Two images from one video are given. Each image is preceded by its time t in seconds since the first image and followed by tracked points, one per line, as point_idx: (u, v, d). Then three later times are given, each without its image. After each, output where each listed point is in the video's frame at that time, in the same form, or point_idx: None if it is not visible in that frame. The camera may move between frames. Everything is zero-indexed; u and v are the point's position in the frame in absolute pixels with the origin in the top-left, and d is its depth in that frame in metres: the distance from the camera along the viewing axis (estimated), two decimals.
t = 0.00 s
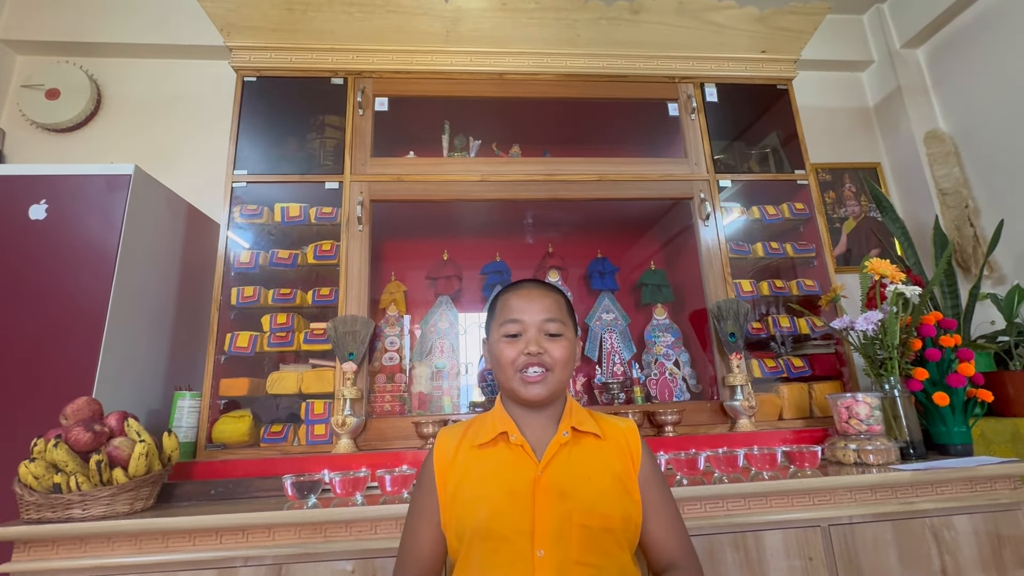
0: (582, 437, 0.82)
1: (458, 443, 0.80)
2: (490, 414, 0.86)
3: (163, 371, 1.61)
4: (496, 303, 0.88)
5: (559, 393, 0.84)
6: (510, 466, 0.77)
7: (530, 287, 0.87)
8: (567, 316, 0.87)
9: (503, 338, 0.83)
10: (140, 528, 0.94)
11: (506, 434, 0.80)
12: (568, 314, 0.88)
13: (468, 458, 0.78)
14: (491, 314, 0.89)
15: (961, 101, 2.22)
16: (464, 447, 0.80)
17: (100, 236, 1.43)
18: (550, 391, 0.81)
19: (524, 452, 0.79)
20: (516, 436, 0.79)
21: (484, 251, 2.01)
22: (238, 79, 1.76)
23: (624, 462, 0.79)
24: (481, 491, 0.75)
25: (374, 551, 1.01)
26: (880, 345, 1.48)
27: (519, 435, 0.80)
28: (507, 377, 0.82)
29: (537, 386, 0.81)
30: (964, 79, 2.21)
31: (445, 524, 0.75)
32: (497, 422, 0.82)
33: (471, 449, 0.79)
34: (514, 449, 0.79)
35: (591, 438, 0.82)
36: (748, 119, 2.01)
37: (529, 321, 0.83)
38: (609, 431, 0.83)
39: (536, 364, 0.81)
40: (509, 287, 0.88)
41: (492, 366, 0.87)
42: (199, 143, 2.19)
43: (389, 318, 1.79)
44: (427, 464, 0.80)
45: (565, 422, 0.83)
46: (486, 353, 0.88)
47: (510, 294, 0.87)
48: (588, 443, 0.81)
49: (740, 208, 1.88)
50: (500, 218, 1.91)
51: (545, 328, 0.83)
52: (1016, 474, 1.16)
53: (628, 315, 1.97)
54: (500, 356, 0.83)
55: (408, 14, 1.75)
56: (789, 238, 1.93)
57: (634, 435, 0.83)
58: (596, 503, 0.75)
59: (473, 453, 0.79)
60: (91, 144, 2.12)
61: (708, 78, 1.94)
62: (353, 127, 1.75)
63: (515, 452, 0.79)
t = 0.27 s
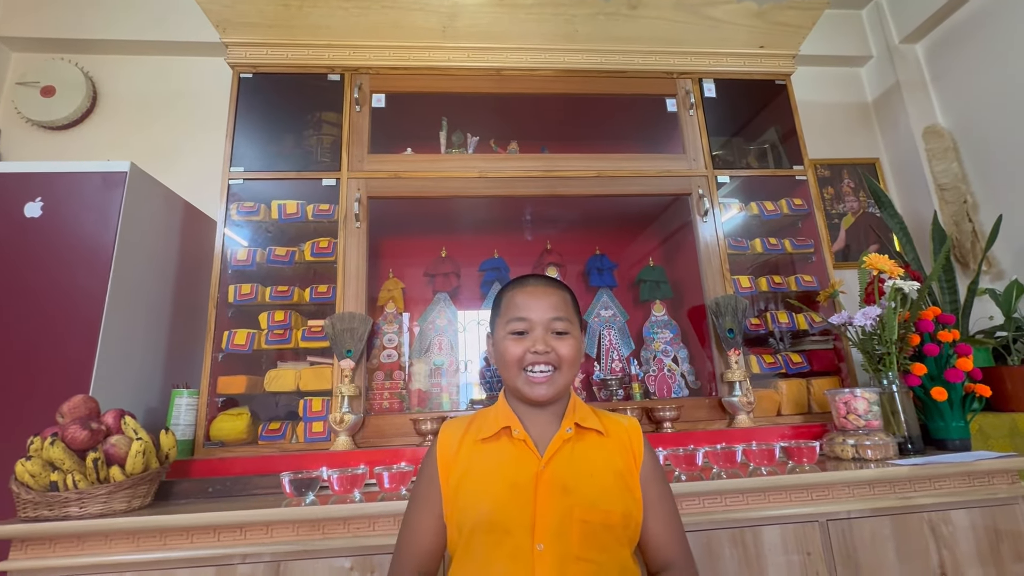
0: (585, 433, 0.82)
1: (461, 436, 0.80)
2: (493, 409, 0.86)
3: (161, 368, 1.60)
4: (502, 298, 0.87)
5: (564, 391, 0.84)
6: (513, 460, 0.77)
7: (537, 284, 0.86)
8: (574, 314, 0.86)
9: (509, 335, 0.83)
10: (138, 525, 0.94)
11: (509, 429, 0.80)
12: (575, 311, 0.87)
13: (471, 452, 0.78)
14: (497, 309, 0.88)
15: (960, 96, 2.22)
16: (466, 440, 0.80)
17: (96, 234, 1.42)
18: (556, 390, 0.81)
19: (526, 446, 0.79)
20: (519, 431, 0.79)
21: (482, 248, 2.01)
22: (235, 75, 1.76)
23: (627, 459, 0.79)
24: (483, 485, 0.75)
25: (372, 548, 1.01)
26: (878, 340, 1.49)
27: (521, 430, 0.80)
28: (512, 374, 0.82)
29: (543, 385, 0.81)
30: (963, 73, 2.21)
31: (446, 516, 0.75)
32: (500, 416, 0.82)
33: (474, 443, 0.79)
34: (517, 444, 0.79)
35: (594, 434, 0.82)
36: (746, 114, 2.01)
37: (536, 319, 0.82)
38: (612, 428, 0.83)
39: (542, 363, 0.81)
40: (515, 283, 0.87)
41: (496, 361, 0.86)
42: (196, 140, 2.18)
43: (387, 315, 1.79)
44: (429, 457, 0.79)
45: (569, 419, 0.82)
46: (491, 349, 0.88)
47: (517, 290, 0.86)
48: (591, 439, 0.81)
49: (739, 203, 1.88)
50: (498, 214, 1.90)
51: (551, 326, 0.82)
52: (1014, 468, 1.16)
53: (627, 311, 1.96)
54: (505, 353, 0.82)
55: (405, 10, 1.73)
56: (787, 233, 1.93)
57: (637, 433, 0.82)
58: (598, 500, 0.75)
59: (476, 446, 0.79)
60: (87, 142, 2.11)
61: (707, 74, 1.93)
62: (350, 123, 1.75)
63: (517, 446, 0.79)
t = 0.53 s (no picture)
0: (582, 432, 0.82)
1: (459, 431, 0.81)
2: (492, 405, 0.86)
3: (158, 366, 1.60)
4: (504, 294, 0.87)
5: (564, 389, 0.84)
6: (509, 456, 0.78)
7: (539, 281, 0.85)
8: (575, 312, 0.86)
9: (510, 331, 0.83)
10: (136, 522, 0.95)
11: (507, 425, 0.81)
12: (576, 309, 0.87)
13: (469, 447, 0.78)
14: (498, 305, 0.88)
15: (958, 92, 2.22)
16: (464, 436, 0.80)
17: (92, 231, 1.42)
18: (555, 387, 0.81)
19: (524, 443, 0.79)
20: (516, 428, 0.80)
21: (480, 245, 2.01)
22: (230, 72, 1.75)
23: (623, 458, 0.79)
24: (480, 480, 0.75)
25: (369, 545, 1.01)
26: (875, 336, 1.49)
27: (519, 427, 0.80)
28: (512, 370, 0.82)
29: (543, 382, 0.81)
30: (961, 69, 2.20)
31: (443, 510, 0.75)
32: (498, 412, 0.82)
33: (472, 438, 0.80)
34: (514, 441, 0.79)
35: (591, 433, 0.82)
36: (744, 110, 2.00)
37: (537, 316, 0.82)
38: (609, 428, 0.83)
39: (542, 360, 0.80)
40: (517, 280, 0.87)
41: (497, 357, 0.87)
42: (192, 137, 2.17)
43: (385, 313, 1.79)
44: (428, 451, 0.79)
45: (567, 417, 0.82)
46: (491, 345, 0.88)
47: (519, 286, 0.86)
48: (588, 438, 0.81)
49: (737, 200, 1.88)
50: (496, 211, 1.90)
51: (553, 323, 0.82)
52: (1010, 463, 1.17)
53: (625, 308, 1.96)
54: (505, 350, 0.82)
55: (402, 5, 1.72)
56: (785, 229, 1.93)
57: (635, 433, 0.82)
58: (593, 498, 0.75)
59: (474, 441, 0.79)
60: (83, 139, 2.10)
61: (704, 70, 1.93)
62: (347, 120, 1.74)
63: (514, 443, 0.79)
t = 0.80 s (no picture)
0: (578, 427, 0.82)
1: (456, 429, 0.81)
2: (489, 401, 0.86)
3: (157, 362, 1.60)
4: (502, 291, 0.87)
5: (561, 385, 0.84)
6: (506, 453, 0.78)
7: (538, 278, 0.86)
8: (573, 309, 0.86)
9: (509, 327, 0.83)
10: (135, 518, 0.95)
11: (503, 422, 0.81)
12: (574, 306, 0.87)
13: (465, 445, 0.79)
14: (496, 301, 0.88)
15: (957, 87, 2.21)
16: (461, 433, 0.80)
17: (89, 228, 1.41)
18: (553, 383, 0.81)
19: (520, 440, 0.79)
20: (512, 424, 0.80)
21: (478, 241, 2.01)
22: (228, 67, 1.74)
23: (619, 453, 0.79)
24: (477, 477, 0.75)
25: (368, 539, 1.02)
26: (873, 331, 1.49)
27: (515, 423, 0.80)
28: (510, 366, 0.82)
29: (541, 377, 0.81)
30: (960, 63, 2.20)
31: (441, 508, 0.75)
32: (495, 409, 0.82)
33: (468, 436, 0.80)
34: (511, 437, 0.79)
35: (588, 429, 0.82)
36: (743, 106, 2.00)
37: (536, 312, 0.82)
38: (605, 423, 0.83)
39: (541, 355, 0.80)
40: (516, 276, 0.87)
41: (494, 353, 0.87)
42: (189, 133, 2.16)
43: (384, 309, 1.78)
44: (425, 451, 0.80)
45: (563, 412, 0.82)
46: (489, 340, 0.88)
47: (517, 283, 0.86)
48: (584, 433, 0.81)
49: (735, 195, 1.88)
50: (495, 207, 1.90)
51: (551, 319, 0.82)
52: (1007, 457, 1.17)
53: (623, 304, 1.96)
54: (503, 345, 0.83)
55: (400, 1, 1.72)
56: (784, 225, 1.93)
57: (631, 427, 0.83)
58: (590, 493, 0.75)
59: (470, 439, 0.79)
60: (79, 135, 2.10)
61: (703, 65, 1.93)
62: (345, 116, 1.74)
63: (511, 439, 0.79)
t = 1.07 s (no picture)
0: (572, 415, 0.82)
1: (449, 421, 0.80)
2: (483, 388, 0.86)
3: (151, 355, 1.60)
4: (504, 277, 0.87)
5: (554, 375, 0.83)
6: (501, 442, 0.77)
7: (542, 268, 0.86)
8: (573, 301, 0.86)
9: (508, 312, 0.83)
10: (129, 510, 0.94)
11: (497, 412, 0.80)
12: (574, 300, 0.87)
13: (459, 437, 0.78)
14: (497, 288, 0.88)
15: (956, 78, 2.20)
16: (455, 425, 0.80)
17: (81, 219, 1.40)
18: (546, 372, 0.81)
19: (515, 429, 0.79)
20: (507, 414, 0.79)
21: (475, 233, 2.00)
22: (221, 57, 1.72)
23: (614, 439, 0.79)
24: (473, 468, 0.75)
25: (364, 531, 1.01)
26: (870, 322, 1.48)
27: (510, 412, 0.80)
28: (505, 351, 0.82)
29: (535, 365, 0.80)
30: (960, 55, 2.19)
31: (437, 500, 0.75)
32: (489, 398, 0.82)
33: (462, 428, 0.79)
34: (505, 427, 0.79)
35: (582, 416, 0.82)
36: (741, 97, 1.99)
37: (536, 300, 0.82)
38: (600, 410, 0.83)
39: (536, 343, 0.80)
40: (520, 264, 0.87)
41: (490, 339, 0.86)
42: (182, 125, 2.14)
43: (379, 301, 1.78)
44: (418, 445, 0.79)
45: (557, 401, 0.82)
46: (487, 326, 0.88)
47: (519, 271, 0.86)
48: (579, 421, 0.81)
49: (733, 187, 1.87)
50: (491, 199, 1.89)
51: (550, 308, 0.82)
52: (1002, 448, 1.18)
53: (620, 296, 1.96)
54: (500, 330, 0.82)
55: None
56: (781, 217, 1.92)
57: (625, 414, 0.83)
58: (587, 480, 0.75)
59: (465, 430, 0.79)
60: (71, 127, 2.08)
61: (701, 55, 1.91)
62: (340, 107, 1.72)
63: (505, 429, 0.79)
